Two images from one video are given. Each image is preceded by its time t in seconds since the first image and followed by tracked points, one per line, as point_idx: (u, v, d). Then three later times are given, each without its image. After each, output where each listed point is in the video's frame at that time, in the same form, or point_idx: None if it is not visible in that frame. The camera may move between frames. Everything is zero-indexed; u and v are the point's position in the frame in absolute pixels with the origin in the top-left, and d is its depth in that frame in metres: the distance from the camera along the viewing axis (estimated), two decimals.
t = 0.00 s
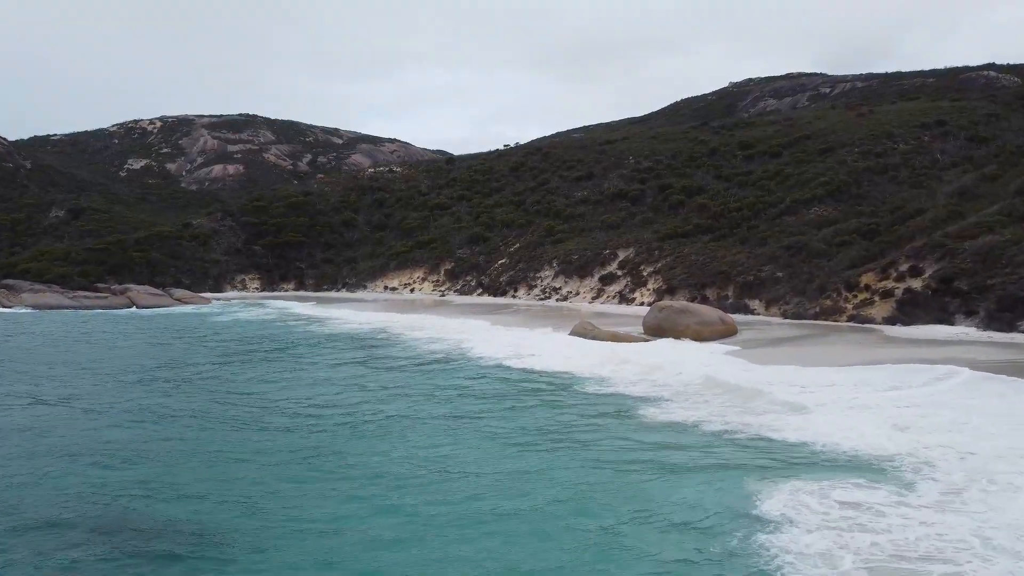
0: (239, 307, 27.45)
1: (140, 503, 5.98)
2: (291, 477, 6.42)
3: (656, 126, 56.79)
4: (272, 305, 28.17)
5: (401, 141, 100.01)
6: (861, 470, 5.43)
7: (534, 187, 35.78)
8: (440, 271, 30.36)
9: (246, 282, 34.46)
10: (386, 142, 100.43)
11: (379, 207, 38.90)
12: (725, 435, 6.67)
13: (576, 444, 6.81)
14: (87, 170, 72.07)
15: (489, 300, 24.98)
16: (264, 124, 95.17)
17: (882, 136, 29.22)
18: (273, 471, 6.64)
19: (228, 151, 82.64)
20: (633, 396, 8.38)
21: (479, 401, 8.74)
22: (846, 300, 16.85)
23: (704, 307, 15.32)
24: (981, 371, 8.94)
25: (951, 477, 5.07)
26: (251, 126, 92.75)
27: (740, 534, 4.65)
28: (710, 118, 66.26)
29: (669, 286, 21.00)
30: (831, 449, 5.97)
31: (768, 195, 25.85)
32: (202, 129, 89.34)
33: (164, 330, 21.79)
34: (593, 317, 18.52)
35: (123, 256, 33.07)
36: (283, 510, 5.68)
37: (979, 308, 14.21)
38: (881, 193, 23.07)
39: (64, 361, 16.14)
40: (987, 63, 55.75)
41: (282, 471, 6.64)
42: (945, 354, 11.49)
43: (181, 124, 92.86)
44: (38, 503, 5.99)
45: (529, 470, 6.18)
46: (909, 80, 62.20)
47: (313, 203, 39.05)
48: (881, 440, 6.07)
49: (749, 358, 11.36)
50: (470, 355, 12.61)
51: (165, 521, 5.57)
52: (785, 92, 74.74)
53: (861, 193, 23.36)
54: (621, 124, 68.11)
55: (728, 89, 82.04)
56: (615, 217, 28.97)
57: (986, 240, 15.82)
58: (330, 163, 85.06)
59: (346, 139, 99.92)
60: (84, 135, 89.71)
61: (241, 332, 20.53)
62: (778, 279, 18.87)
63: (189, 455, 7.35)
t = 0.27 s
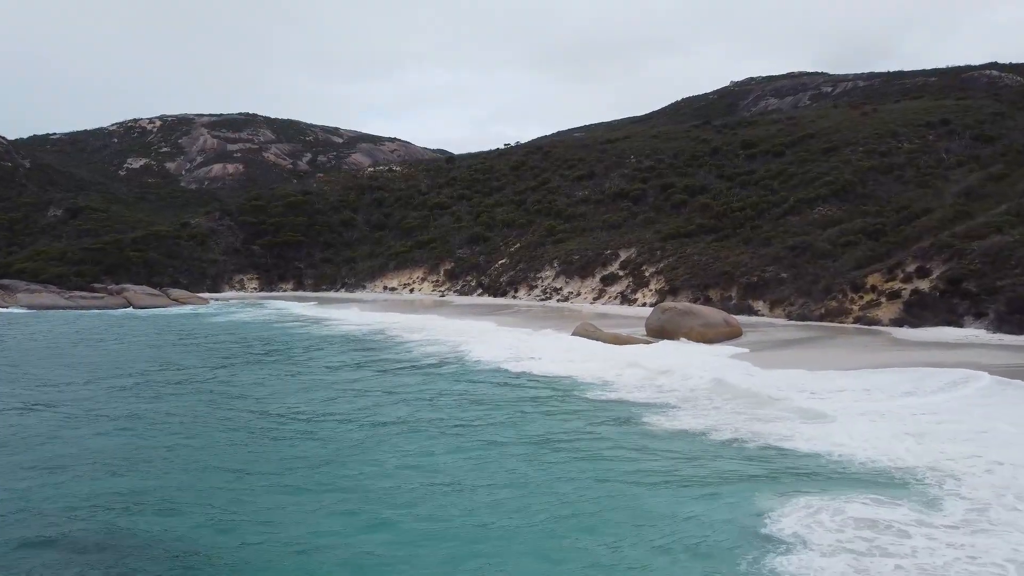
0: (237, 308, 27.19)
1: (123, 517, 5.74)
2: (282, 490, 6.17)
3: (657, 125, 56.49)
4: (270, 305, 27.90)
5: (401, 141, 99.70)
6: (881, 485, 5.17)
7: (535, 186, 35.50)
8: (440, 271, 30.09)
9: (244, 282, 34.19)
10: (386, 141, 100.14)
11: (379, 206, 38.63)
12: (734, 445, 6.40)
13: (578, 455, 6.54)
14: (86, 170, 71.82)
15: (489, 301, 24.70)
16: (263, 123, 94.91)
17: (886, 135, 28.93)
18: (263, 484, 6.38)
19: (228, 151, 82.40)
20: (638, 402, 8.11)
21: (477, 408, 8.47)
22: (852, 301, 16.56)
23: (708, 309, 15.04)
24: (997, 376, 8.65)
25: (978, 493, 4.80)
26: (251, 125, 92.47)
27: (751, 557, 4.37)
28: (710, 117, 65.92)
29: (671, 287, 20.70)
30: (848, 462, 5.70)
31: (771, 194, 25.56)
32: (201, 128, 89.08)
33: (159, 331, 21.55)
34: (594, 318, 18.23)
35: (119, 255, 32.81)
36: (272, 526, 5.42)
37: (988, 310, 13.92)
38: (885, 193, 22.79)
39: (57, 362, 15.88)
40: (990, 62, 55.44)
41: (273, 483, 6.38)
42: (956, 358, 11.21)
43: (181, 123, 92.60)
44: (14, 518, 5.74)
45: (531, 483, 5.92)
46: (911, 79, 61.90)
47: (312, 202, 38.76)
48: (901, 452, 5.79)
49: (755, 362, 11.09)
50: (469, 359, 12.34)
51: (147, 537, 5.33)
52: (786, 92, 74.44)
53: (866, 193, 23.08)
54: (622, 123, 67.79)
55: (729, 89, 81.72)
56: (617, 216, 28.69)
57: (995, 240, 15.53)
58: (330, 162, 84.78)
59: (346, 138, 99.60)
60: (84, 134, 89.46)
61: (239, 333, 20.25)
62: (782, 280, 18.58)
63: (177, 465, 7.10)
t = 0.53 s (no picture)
0: (235, 307, 26.96)
1: (107, 529, 5.49)
2: (273, 501, 5.92)
3: (658, 123, 56.16)
4: (268, 304, 27.64)
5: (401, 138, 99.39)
6: (902, 500, 4.92)
7: (535, 185, 35.21)
8: (440, 270, 29.83)
9: (243, 281, 33.94)
10: (386, 139, 99.81)
11: (378, 204, 38.36)
12: (744, 456, 6.15)
13: (580, 464, 6.30)
14: (86, 167, 71.55)
15: (489, 300, 24.44)
16: (263, 120, 94.59)
17: (891, 132, 28.64)
18: (253, 493, 6.14)
19: (228, 149, 82.13)
20: (642, 408, 7.86)
21: (475, 413, 8.22)
22: (858, 301, 16.28)
23: (712, 309, 14.75)
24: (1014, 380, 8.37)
25: (1008, 510, 4.56)
26: (251, 123, 92.15)
27: None
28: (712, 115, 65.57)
29: (674, 287, 20.43)
30: (867, 475, 5.46)
31: (774, 192, 25.27)
32: (201, 126, 88.78)
33: (155, 331, 21.31)
34: (596, 318, 17.96)
35: (116, 254, 32.57)
36: (262, 540, 5.19)
37: (998, 310, 13.65)
38: (891, 191, 22.50)
39: (51, 362, 15.64)
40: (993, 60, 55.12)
41: (264, 493, 6.14)
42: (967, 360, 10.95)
43: (180, 120, 92.29)
44: None
45: (532, 495, 5.67)
46: (914, 76, 61.52)
47: (311, 200, 38.51)
48: (922, 465, 5.54)
49: (761, 364, 10.83)
50: (467, 361, 12.09)
51: (131, 551, 5.08)
52: (788, 90, 74.10)
53: (871, 191, 22.80)
54: (623, 121, 67.45)
55: (730, 86, 81.37)
56: (618, 215, 28.42)
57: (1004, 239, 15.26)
58: (329, 160, 84.52)
59: (346, 135, 99.29)
60: (83, 132, 89.17)
61: (236, 334, 20.01)
62: (787, 280, 18.31)
63: (164, 471, 6.86)
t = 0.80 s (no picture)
0: (233, 306, 26.70)
1: (88, 543, 5.25)
2: (263, 513, 5.67)
3: (660, 121, 55.83)
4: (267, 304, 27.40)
5: (402, 136, 99.06)
6: (926, 518, 4.69)
7: (537, 183, 34.92)
8: (440, 269, 29.57)
9: (241, 279, 33.68)
10: (386, 137, 99.49)
11: (378, 202, 38.09)
12: (754, 467, 5.91)
13: (582, 475, 6.05)
14: (85, 165, 71.26)
15: (490, 299, 24.18)
16: (264, 118, 94.25)
17: (896, 130, 28.34)
18: (246, 503, 5.91)
19: (228, 146, 81.82)
20: (645, 414, 7.61)
21: (471, 419, 7.97)
22: (864, 301, 16.01)
23: (716, 310, 14.47)
24: None
25: None
26: (251, 121, 91.81)
27: None
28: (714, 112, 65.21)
29: (676, 286, 20.15)
30: (887, 489, 5.22)
31: (778, 191, 24.99)
32: (201, 124, 88.47)
33: (152, 331, 21.07)
34: (598, 318, 17.69)
35: (113, 252, 32.34)
36: (253, 557, 4.95)
37: (1009, 311, 13.39)
38: (896, 189, 22.23)
39: (44, 362, 15.40)
40: (996, 58, 54.75)
41: (257, 503, 5.90)
42: (979, 363, 10.70)
43: (180, 118, 91.96)
44: None
45: (533, 509, 5.43)
46: (917, 74, 61.17)
47: (310, 198, 38.22)
48: (942, 480, 5.32)
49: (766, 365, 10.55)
50: (463, 364, 11.82)
51: (114, 567, 4.85)
52: (790, 88, 73.74)
53: (876, 189, 22.52)
54: (625, 119, 67.11)
55: (731, 85, 81.01)
56: (620, 213, 28.14)
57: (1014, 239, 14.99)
58: (329, 158, 84.20)
59: (346, 133, 98.93)
60: (83, 130, 88.87)
61: (234, 333, 19.77)
62: (792, 279, 18.04)
63: (154, 478, 6.62)
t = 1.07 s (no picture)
0: (231, 304, 26.46)
1: (67, 557, 5.00)
2: (252, 524, 5.44)
3: (662, 117, 55.45)
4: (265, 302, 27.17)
5: (403, 133, 98.66)
6: (952, 536, 4.44)
7: (538, 179, 34.61)
8: (440, 266, 29.29)
9: (240, 277, 33.42)
10: (387, 133, 99.10)
11: (378, 199, 37.80)
12: (766, 476, 5.66)
13: (585, 485, 5.81)
14: (85, 161, 70.93)
15: (490, 297, 23.91)
16: (264, 114, 93.85)
17: (901, 126, 28.02)
18: (236, 514, 5.66)
19: (227, 143, 81.48)
20: (650, 419, 7.35)
21: (469, 424, 7.72)
22: (872, 300, 15.73)
23: (722, 309, 14.18)
24: None
25: None
26: (251, 116, 91.43)
27: None
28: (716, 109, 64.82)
29: (680, 284, 19.87)
30: (909, 502, 4.97)
31: (783, 187, 24.68)
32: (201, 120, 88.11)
33: (148, 329, 20.83)
34: (600, 317, 17.43)
35: (111, 249, 32.09)
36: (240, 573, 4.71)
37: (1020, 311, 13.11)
38: (903, 186, 21.93)
39: (37, 362, 15.16)
40: (1001, 54, 54.34)
41: (247, 513, 5.66)
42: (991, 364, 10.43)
43: (180, 114, 91.60)
44: None
45: (534, 522, 5.19)
46: (920, 71, 60.75)
47: (310, 194, 37.93)
48: (966, 493, 5.07)
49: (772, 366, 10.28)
50: (462, 365, 11.57)
51: None
52: (792, 84, 73.33)
53: (882, 185, 22.22)
54: (626, 115, 66.71)
55: (733, 81, 80.56)
56: (622, 210, 27.85)
57: None
58: (330, 154, 83.83)
59: (346, 130, 98.54)
60: (83, 126, 88.52)
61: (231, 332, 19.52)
62: (797, 277, 17.76)
63: (141, 486, 6.38)
